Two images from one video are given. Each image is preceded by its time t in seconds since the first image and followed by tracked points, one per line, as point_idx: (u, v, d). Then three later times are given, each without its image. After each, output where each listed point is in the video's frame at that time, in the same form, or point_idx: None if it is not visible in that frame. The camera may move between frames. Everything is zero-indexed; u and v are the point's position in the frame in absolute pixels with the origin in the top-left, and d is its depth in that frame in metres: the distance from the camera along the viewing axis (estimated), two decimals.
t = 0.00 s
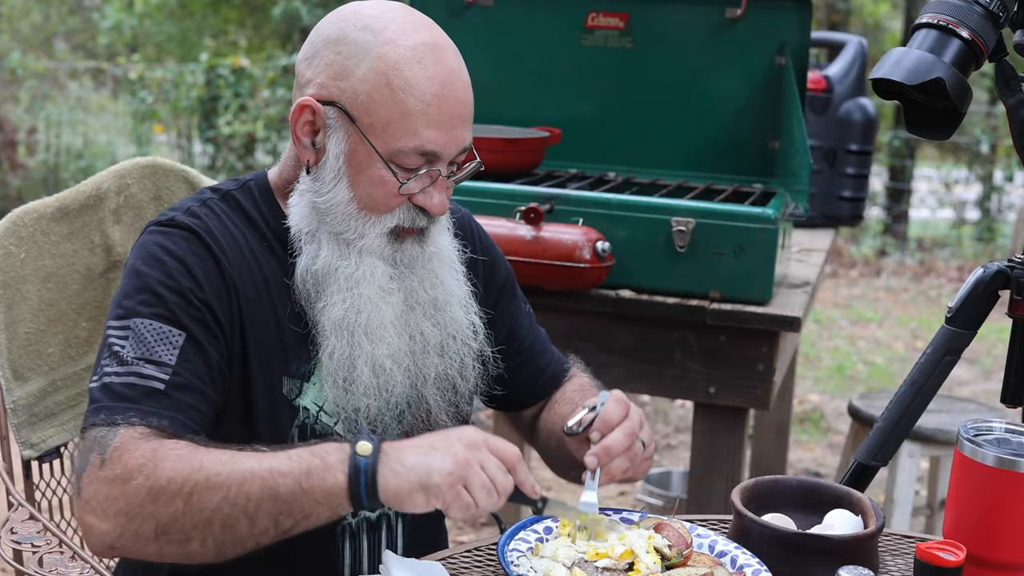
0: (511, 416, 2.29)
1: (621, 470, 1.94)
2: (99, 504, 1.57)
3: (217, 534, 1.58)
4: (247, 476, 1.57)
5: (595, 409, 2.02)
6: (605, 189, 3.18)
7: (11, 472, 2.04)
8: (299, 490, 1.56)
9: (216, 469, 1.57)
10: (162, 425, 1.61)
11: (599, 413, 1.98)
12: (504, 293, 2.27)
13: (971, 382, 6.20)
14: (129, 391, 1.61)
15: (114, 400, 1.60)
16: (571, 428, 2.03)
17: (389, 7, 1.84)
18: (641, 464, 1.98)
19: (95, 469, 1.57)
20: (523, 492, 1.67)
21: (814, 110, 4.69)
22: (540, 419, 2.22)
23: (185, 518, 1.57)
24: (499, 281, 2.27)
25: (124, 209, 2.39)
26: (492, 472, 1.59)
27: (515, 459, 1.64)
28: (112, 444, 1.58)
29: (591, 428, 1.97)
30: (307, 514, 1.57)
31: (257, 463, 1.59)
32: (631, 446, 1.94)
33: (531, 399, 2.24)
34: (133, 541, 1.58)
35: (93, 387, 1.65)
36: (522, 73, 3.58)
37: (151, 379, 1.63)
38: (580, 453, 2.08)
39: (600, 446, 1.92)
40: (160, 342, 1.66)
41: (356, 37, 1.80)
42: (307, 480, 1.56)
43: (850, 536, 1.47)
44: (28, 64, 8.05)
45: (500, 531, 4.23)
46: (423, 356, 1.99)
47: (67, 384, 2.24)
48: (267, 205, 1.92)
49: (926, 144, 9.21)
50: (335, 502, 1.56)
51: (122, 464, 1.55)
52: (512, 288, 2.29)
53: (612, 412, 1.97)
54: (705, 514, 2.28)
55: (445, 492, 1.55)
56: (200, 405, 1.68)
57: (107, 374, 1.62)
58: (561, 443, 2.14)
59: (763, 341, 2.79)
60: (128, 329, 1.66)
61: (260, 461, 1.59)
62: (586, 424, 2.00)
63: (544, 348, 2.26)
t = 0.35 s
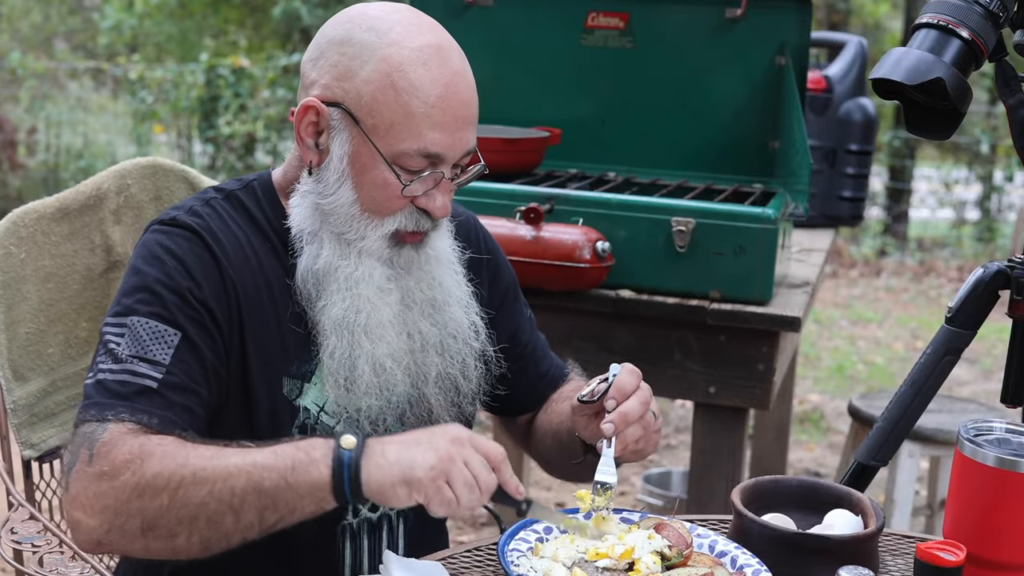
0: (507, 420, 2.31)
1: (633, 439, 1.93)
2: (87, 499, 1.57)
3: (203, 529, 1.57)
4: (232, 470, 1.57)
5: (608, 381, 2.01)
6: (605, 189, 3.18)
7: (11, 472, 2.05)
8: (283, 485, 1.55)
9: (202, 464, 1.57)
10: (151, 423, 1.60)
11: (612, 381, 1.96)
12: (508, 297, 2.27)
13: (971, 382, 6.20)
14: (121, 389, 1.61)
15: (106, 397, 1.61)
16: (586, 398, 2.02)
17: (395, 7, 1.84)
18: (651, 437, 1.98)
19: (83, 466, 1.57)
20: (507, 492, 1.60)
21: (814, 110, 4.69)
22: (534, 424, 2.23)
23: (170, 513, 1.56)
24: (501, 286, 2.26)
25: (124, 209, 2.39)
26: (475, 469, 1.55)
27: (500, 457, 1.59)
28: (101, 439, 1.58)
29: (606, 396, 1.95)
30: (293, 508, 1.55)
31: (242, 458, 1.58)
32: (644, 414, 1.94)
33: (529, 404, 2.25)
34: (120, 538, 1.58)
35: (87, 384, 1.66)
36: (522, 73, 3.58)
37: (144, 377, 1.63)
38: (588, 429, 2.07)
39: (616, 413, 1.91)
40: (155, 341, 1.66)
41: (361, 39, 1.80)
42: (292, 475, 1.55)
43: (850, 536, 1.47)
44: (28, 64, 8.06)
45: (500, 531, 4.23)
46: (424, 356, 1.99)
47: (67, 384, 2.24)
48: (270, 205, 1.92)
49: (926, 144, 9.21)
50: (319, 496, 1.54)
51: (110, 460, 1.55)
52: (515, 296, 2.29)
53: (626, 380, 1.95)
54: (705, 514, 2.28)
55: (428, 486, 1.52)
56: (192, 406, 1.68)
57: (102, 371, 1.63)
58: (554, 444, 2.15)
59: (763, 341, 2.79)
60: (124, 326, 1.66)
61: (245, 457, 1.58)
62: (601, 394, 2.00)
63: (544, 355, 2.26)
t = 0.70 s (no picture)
0: (503, 421, 2.32)
1: (633, 454, 1.94)
2: (72, 502, 1.59)
3: (184, 534, 1.59)
4: (212, 474, 1.58)
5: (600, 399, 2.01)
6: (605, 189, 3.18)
7: (10, 472, 2.06)
8: (262, 488, 1.57)
9: (182, 469, 1.58)
10: (137, 426, 1.61)
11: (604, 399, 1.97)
12: (507, 298, 2.27)
13: (971, 382, 6.20)
14: (110, 392, 1.62)
15: (95, 401, 1.62)
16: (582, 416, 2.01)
17: (395, 10, 1.84)
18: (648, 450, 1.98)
19: (71, 469, 1.60)
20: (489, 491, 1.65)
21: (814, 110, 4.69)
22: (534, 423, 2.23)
23: (152, 517, 1.58)
24: (500, 286, 2.26)
25: (124, 209, 2.39)
26: (450, 468, 1.57)
27: (479, 456, 1.62)
28: (87, 443, 1.60)
29: (599, 415, 1.95)
30: (271, 511, 1.58)
31: (222, 461, 1.60)
32: (640, 428, 1.94)
33: (528, 405, 2.25)
34: (104, 541, 1.60)
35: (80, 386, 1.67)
36: (522, 74, 3.58)
37: (132, 382, 1.64)
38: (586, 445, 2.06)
39: (611, 431, 1.92)
40: (146, 345, 1.66)
41: (361, 41, 1.80)
42: (269, 478, 1.57)
43: (850, 536, 1.47)
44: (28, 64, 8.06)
45: (499, 531, 4.23)
46: (425, 359, 1.99)
47: (67, 384, 2.23)
48: (270, 207, 1.92)
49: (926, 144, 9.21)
50: (297, 499, 1.56)
51: (94, 464, 1.57)
52: (514, 294, 2.28)
53: (618, 397, 1.96)
54: (705, 515, 2.28)
55: (402, 487, 1.54)
56: (180, 410, 1.68)
57: (93, 374, 1.64)
58: (554, 444, 2.15)
59: (763, 341, 2.79)
60: (116, 329, 1.67)
61: (225, 460, 1.60)
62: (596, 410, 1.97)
63: (543, 355, 2.26)
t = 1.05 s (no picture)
0: (499, 420, 2.31)
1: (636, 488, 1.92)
2: (76, 506, 1.58)
3: (190, 534, 1.59)
4: (217, 474, 1.59)
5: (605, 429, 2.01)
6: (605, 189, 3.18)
7: (11, 472, 2.06)
8: (267, 486, 1.57)
9: (187, 469, 1.58)
10: (141, 429, 1.61)
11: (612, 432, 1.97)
12: (506, 297, 2.26)
13: (971, 382, 6.20)
14: (113, 396, 1.62)
15: (98, 404, 1.62)
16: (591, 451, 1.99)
17: (394, 13, 1.84)
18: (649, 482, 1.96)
19: (74, 473, 1.59)
20: (494, 491, 1.67)
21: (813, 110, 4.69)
22: (529, 425, 2.23)
23: (158, 518, 1.57)
24: (500, 285, 2.26)
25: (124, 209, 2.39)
26: (458, 468, 1.60)
27: (486, 456, 1.64)
28: (91, 446, 1.59)
29: (604, 448, 1.96)
30: (277, 510, 1.58)
31: (227, 461, 1.60)
32: (644, 464, 1.94)
33: (525, 406, 2.24)
34: (109, 544, 1.59)
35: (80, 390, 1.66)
36: (522, 74, 3.58)
37: (136, 385, 1.64)
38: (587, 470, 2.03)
39: (617, 467, 1.91)
40: (148, 348, 1.66)
41: (361, 43, 1.80)
42: (275, 476, 1.57)
43: (850, 536, 1.47)
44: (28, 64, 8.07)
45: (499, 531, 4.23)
46: (426, 362, 1.99)
47: (67, 384, 2.23)
48: (271, 210, 1.92)
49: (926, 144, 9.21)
50: (304, 497, 1.57)
51: (98, 467, 1.56)
52: (513, 293, 2.28)
53: (625, 431, 1.96)
54: (704, 514, 2.28)
55: (411, 484, 1.56)
56: (184, 412, 1.68)
57: (96, 378, 1.64)
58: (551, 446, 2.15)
59: (763, 341, 2.79)
60: (118, 333, 1.67)
61: (230, 459, 1.61)
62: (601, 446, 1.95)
63: (541, 353, 2.27)
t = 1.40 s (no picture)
0: (495, 421, 2.31)
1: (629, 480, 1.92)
2: (85, 480, 1.56)
3: (206, 516, 1.58)
4: (244, 459, 1.60)
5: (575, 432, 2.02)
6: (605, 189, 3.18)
7: (11, 472, 2.02)
8: (295, 471, 1.59)
9: (213, 451, 1.60)
10: (155, 413, 1.61)
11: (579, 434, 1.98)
12: (507, 299, 2.28)
13: (971, 382, 6.20)
14: (124, 375, 1.61)
15: (108, 381, 1.60)
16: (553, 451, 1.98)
17: (393, 13, 1.84)
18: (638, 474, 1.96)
19: (82, 446, 1.56)
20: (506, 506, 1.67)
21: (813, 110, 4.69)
22: (523, 426, 2.23)
23: (174, 496, 1.57)
24: (501, 287, 2.27)
25: (124, 210, 2.39)
26: (483, 476, 1.63)
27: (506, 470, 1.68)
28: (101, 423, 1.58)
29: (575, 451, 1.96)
30: (300, 497, 1.59)
31: (252, 449, 1.62)
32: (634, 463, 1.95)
33: (518, 408, 2.23)
34: (115, 522, 1.57)
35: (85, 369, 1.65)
36: (522, 74, 3.58)
37: (148, 367, 1.63)
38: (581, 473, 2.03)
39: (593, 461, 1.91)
40: (158, 332, 1.66)
41: (359, 45, 1.80)
42: (304, 463, 1.59)
43: (850, 536, 1.47)
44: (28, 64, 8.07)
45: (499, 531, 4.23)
46: (428, 363, 1.99)
47: (67, 384, 2.24)
48: (273, 209, 1.93)
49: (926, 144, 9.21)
50: (329, 486, 1.58)
51: (114, 443, 1.55)
52: (513, 296, 2.29)
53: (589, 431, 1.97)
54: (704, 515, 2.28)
55: (440, 483, 1.58)
56: (191, 402, 1.69)
57: (104, 356, 1.62)
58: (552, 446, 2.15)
59: (763, 341, 2.80)
60: (127, 316, 1.66)
61: (255, 448, 1.62)
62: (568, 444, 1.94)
63: (537, 357, 2.25)
